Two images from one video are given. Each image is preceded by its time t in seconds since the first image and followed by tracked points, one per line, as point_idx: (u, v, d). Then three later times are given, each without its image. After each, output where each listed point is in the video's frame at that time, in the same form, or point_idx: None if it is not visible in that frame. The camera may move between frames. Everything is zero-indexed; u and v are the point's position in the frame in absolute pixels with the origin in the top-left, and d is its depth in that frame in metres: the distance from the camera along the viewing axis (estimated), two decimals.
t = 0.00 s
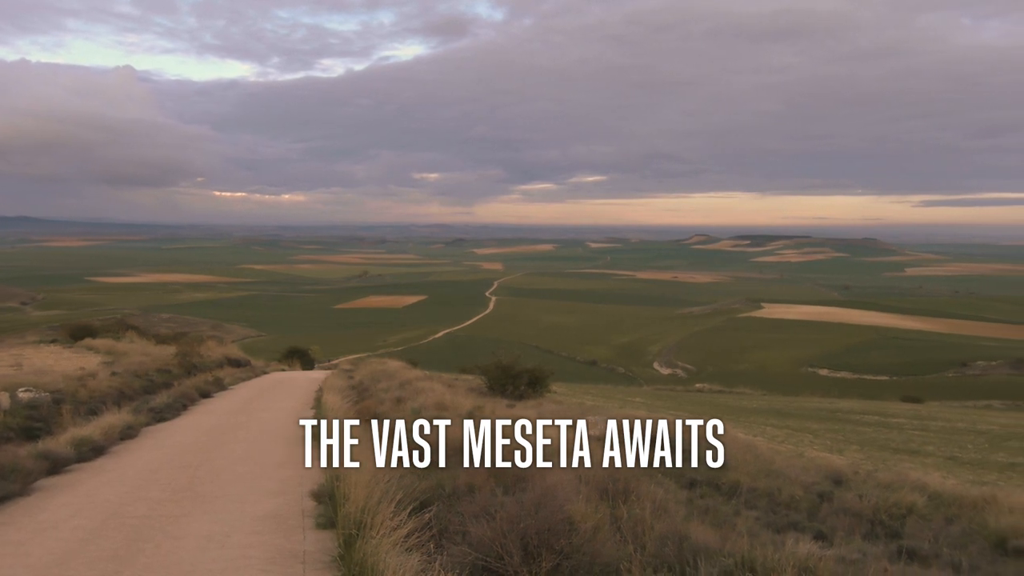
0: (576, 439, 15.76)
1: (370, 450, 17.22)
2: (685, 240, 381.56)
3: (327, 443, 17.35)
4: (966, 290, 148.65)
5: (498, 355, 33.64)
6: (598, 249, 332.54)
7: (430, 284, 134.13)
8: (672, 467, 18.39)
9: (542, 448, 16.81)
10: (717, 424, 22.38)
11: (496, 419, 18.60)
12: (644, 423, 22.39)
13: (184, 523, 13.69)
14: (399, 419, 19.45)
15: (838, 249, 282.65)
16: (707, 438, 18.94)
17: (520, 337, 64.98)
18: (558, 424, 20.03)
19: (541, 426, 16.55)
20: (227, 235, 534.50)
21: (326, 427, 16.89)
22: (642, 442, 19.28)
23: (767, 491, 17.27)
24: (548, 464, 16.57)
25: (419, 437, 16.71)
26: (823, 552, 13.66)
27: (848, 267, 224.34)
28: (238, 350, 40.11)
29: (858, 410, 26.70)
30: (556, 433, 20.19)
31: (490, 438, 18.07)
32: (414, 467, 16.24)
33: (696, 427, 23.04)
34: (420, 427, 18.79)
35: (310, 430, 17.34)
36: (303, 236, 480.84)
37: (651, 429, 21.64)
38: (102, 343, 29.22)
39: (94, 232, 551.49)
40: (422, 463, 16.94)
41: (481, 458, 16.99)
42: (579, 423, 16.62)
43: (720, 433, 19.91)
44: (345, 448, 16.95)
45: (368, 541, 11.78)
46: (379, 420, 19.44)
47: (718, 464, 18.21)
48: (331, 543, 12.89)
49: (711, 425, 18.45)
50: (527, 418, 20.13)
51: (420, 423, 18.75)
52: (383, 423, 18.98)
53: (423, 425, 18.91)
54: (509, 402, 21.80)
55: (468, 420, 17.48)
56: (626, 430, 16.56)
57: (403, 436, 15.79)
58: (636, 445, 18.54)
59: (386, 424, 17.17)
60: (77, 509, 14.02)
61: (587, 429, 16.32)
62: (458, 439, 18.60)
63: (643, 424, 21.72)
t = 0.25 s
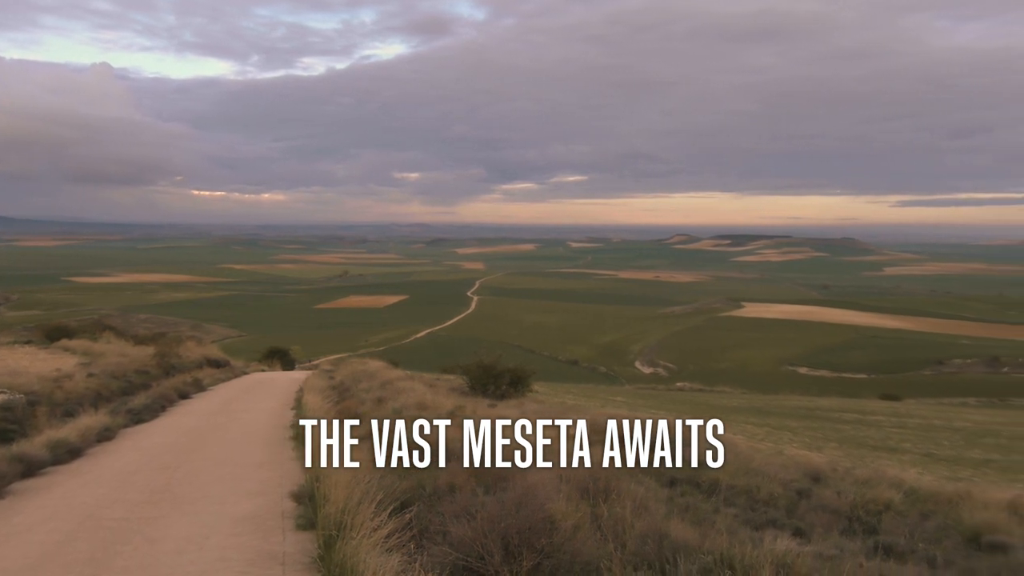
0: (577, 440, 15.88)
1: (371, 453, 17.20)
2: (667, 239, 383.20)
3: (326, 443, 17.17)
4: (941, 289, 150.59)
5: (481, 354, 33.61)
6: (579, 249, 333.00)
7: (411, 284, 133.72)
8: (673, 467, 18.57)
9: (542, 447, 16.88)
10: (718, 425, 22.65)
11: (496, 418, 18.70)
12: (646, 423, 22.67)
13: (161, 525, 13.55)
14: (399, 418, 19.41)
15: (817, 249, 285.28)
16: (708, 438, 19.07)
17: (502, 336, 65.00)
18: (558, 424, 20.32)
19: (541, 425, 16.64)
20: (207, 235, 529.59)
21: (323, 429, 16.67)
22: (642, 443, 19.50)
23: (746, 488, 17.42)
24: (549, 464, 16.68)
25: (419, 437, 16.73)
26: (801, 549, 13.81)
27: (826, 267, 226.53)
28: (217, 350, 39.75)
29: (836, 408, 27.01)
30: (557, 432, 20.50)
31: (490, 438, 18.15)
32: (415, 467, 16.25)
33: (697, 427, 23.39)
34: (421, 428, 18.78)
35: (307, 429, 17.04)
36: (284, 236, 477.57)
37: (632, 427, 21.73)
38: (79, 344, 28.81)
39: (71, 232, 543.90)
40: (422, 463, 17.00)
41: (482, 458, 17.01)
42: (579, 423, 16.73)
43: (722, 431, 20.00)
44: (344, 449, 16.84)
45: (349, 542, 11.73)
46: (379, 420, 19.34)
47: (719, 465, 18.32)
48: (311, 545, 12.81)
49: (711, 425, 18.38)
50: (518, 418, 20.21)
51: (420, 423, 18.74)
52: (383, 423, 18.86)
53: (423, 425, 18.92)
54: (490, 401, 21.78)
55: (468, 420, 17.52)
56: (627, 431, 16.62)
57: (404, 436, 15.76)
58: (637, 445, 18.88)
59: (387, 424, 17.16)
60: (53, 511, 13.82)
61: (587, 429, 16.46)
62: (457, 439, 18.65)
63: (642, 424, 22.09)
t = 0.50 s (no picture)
0: (577, 440, 16.14)
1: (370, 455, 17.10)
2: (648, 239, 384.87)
3: (326, 443, 17.11)
4: (917, 289, 152.68)
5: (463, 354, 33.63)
6: (561, 249, 333.50)
7: (392, 284, 133.26)
8: (673, 467, 18.60)
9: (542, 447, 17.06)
10: (718, 425, 22.80)
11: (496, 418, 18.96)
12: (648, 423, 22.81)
13: (138, 528, 13.39)
14: (399, 419, 19.40)
15: (795, 249, 288.05)
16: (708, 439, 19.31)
17: (484, 336, 64.99)
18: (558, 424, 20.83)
19: (540, 426, 16.81)
20: (187, 234, 524.25)
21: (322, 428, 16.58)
22: (643, 443, 19.67)
23: (727, 486, 17.53)
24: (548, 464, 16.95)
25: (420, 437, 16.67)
26: (781, 546, 13.94)
27: (805, 267, 228.87)
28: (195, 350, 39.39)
29: (815, 406, 27.28)
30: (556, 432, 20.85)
31: (490, 438, 18.34)
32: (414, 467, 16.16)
33: (697, 428, 23.64)
34: (421, 428, 18.76)
35: (307, 429, 16.96)
36: (265, 236, 473.89)
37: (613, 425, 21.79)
38: (53, 345, 28.40)
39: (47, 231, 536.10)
40: (421, 463, 16.92)
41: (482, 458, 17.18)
42: (580, 423, 16.98)
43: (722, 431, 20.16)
44: (344, 449, 16.80)
45: (329, 542, 11.67)
46: (379, 421, 19.22)
47: (719, 465, 18.52)
48: (290, 546, 12.73)
49: (711, 425, 18.37)
50: (511, 418, 20.35)
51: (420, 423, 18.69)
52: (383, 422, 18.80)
53: (423, 425, 18.93)
54: (472, 401, 21.76)
55: (469, 421, 17.70)
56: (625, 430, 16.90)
57: (403, 437, 15.71)
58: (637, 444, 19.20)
59: (386, 424, 17.13)
60: (27, 515, 13.61)
61: (587, 429, 16.79)
62: (455, 438, 18.68)
63: (642, 424, 22.21)
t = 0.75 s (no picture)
0: (577, 440, 16.39)
1: (370, 455, 17.05)
2: (629, 239, 386.36)
3: (326, 442, 17.07)
4: (893, 288, 154.42)
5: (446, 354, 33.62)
6: (543, 248, 333.98)
7: (374, 284, 132.72)
8: (673, 467, 18.69)
9: (542, 447, 17.20)
10: (717, 425, 22.94)
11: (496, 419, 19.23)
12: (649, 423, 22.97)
13: (115, 531, 13.24)
14: (397, 419, 19.42)
15: (775, 249, 290.39)
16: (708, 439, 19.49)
17: (466, 336, 64.89)
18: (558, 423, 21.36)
19: (540, 427, 16.95)
20: (166, 234, 518.53)
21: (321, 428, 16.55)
22: (643, 442, 19.85)
23: (707, 484, 17.65)
24: (549, 464, 17.18)
25: (420, 437, 16.65)
26: (759, 543, 14.06)
27: (784, 266, 230.91)
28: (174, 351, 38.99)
29: (794, 405, 27.55)
30: (556, 432, 21.18)
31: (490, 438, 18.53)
32: (414, 467, 16.13)
33: (698, 428, 23.91)
34: (421, 427, 18.75)
35: (307, 428, 16.93)
36: (246, 235, 470.14)
37: (595, 425, 21.86)
38: (28, 346, 27.98)
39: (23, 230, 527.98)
40: (421, 462, 16.84)
41: (481, 459, 17.33)
42: (579, 423, 17.22)
43: (722, 431, 20.32)
44: (344, 449, 16.76)
45: (308, 544, 11.60)
46: (379, 421, 19.16)
47: (718, 465, 18.65)
48: (269, 548, 12.65)
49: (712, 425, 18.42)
50: (513, 419, 20.61)
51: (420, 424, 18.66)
52: (383, 422, 18.76)
53: (423, 425, 18.95)
54: (453, 401, 21.75)
55: (470, 421, 17.85)
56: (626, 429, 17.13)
57: (403, 437, 15.67)
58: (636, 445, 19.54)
59: (386, 424, 17.11)
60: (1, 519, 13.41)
61: (587, 429, 17.13)
62: (455, 437, 18.71)
63: (643, 424, 22.40)
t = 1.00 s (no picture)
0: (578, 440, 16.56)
1: (370, 455, 16.97)
2: (611, 239, 387.69)
3: (326, 443, 16.97)
4: (871, 287, 156.08)
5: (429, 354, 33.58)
6: (524, 248, 333.45)
7: (355, 284, 132.07)
8: (674, 466, 18.77)
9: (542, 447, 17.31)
10: (717, 425, 23.05)
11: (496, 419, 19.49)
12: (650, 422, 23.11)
13: (90, 534, 13.06)
14: (397, 419, 19.46)
15: (756, 249, 292.19)
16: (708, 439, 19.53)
17: (448, 336, 64.76)
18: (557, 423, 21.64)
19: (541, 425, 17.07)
20: (144, 233, 512.57)
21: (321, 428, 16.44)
22: (643, 443, 19.98)
23: (687, 483, 17.75)
24: (548, 464, 17.40)
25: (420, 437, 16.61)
26: (738, 541, 14.14)
27: (764, 266, 232.75)
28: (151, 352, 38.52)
29: (773, 403, 27.79)
30: (557, 432, 21.50)
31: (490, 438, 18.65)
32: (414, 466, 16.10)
33: (698, 428, 24.09)
34: (421, 427, 18.75)
35: (307, 428, 16.85)
36: (227, 235, 466.01)
37: (577, 424, 21.90)
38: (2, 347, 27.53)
39: None
40: (421, 461, 16.79)
41: (482, 458, 17.40)
42: (579, 422, 17.43)
43: (722, 431, 20.45)
44: (343, 449, 16.66)
45: (287, 546, 11.51)
46: (380, 420, 19.05)
47: (719, 465, 18.64)
48: (247, 551, 12.55)
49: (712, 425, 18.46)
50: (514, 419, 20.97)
51: (420, 423, 18.65)
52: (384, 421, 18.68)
53: (423, 425, 18.97)
54: (434, 401, 21.71)
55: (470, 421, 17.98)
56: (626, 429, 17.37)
57: (401, 437, 15.56)
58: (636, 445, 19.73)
59: (385, 424, 17.05)
60: None
61: (587, 429, 17.38)
62: (454, 437, 18.79)
63: (642, 423, 22.53)
